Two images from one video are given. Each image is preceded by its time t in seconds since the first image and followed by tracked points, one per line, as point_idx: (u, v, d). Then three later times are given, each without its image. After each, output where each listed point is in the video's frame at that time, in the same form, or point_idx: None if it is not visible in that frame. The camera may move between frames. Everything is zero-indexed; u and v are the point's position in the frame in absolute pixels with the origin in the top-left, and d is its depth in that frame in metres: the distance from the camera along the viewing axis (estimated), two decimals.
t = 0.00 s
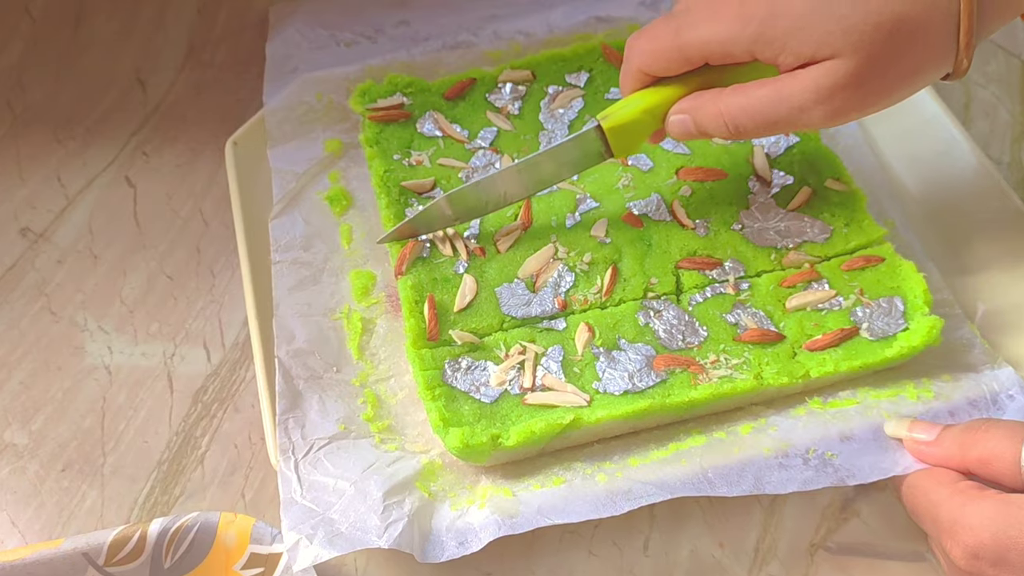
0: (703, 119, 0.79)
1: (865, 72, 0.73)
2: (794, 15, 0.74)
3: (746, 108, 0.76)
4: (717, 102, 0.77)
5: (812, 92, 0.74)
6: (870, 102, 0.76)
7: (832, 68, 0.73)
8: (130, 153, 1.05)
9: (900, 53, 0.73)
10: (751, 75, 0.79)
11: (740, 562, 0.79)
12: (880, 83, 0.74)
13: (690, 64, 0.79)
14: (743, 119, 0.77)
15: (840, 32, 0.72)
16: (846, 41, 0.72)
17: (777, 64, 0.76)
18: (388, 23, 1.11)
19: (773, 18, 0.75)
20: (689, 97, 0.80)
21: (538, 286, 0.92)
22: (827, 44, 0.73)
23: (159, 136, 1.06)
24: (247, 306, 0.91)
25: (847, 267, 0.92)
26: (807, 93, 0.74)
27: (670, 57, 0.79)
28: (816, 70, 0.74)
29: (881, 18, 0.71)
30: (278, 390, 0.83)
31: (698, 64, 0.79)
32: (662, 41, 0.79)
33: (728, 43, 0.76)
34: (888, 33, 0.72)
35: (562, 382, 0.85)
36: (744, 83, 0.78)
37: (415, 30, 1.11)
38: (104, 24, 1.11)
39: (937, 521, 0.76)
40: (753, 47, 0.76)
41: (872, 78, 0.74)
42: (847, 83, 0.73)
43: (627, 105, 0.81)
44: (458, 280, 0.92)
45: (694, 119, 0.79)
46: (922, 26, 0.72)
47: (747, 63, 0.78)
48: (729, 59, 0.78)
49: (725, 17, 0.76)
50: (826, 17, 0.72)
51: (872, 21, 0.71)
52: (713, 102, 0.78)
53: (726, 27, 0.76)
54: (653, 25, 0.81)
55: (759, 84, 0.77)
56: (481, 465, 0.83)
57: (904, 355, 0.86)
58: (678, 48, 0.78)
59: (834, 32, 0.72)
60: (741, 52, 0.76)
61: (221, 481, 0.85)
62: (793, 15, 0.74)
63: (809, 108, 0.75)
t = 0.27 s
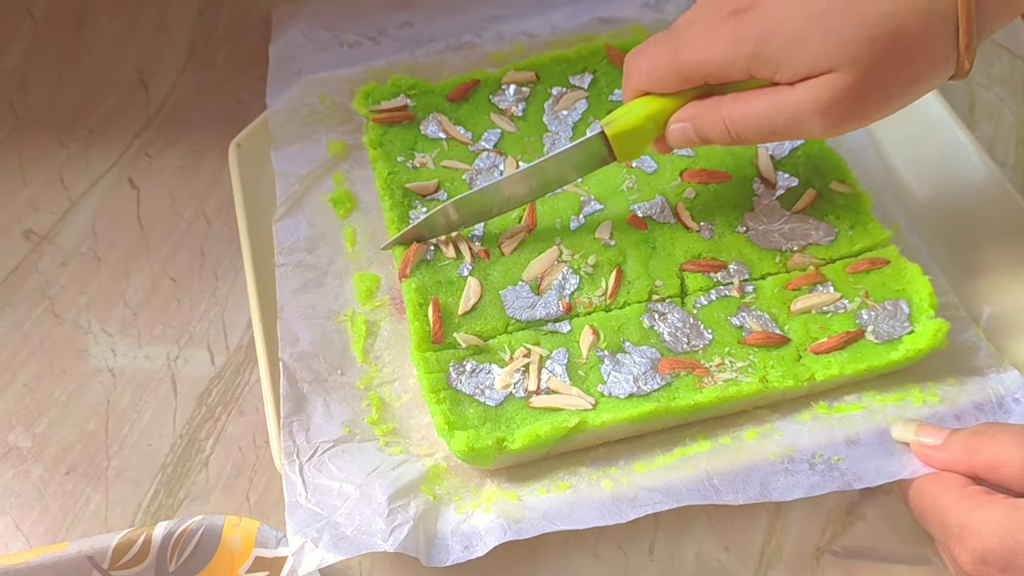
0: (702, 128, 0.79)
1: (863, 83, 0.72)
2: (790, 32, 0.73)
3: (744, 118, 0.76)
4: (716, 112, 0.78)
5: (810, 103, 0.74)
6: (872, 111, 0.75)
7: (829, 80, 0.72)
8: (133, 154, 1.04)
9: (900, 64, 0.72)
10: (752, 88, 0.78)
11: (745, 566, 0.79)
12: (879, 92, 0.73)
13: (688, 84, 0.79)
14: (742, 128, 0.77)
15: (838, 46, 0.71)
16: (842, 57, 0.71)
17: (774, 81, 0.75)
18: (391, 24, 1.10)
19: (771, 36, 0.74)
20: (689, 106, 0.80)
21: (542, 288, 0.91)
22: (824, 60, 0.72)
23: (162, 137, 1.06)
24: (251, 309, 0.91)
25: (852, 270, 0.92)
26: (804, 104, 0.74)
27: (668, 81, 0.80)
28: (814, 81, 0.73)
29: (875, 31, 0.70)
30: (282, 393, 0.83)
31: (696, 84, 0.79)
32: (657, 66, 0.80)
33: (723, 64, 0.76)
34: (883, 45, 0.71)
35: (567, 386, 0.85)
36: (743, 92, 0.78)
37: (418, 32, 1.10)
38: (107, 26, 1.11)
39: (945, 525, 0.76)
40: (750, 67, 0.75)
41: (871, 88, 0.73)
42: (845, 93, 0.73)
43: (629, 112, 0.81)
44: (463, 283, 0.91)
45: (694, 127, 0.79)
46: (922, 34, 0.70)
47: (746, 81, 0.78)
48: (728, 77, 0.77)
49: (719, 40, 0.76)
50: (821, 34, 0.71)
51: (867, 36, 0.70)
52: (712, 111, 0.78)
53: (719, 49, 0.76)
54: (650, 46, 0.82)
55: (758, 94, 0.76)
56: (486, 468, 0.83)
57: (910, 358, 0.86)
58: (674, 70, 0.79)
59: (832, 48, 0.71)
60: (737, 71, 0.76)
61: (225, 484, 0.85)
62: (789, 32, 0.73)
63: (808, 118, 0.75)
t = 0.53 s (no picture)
0: (709, 157, 0.85)
1: (858, 117, 0.76)
2: (786, 73, 0.78)
3: (747, 150, 0.82)
4: (720, 144, 0.83)
5: (808, 136, 0.79)
6: (871, 138, 0.79)
7: (826, 115, 0.77)
8: (139, 154, 1.04)
9: (895, 97, 0.75)
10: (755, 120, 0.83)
11: (753, 566, 0.79)
12: (877, 124, 0.77)
13: (690, 118, 0.84)
14: (745, 159, 0.82)
15: (827, 88, 0.76)
16: (836, 96, 0.75)
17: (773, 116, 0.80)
18: (396, 25, 1.10)
19: (769, 77, 0.78)
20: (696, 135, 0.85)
21: (549, 289, 0.91)
22: (818, 98, 0.77)
23: (168, 137, 1.05)
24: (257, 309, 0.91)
25: (859, 270, 0.92)
26: (803, 137, 0.79)
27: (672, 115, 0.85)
28: (812, 117, 0.78)
29: (870, 69, 0.74)
30: (289, 393, 0.83)
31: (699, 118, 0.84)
32: (661, 101, 0.85)
33: (724, 102, 0.81)
34: (878, 82, 0.74)
35: (574, 386, 0.85)
36: (747, 124, 0.83)
37: (423, 32, 1.10)
38: (112, 26, 1.11)
39: (956, 526, 0.75)
40: (749, 105, 0.81)
41: (868, 120, 0.77)
42: (842, 127, 0.77)
43: (641, 130, 0.85)
44: (469, 283, 0.91)
45: (700, 156, 0.85)
46: (915, 68, 0.74)
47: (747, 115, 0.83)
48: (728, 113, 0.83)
49: (718, 80, 0.81)
50: (815, 74, 0.76)
51: (860, 74, 0.74)
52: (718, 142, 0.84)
53: (719, 88, 0.81)
54: (656, 79, 0.87)
55: (761, 126, 0.82)
56: (493, 468, 0.83)
57: (918, 358, 0.85)
58: (678, 106, 0.84)
59: (821, 89, 0.76)
60: (738, 108, 0.81)
61: (232, 484, 0.84)
62: (785, 73, 0.78)
63: (808, 149, 0.80)
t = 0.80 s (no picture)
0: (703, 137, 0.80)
1: (857, 88, 0.70)
2: (778, 46, 0.71)
3: (742, 129, 0.77)
4: (715, 123, 0.78)
5: (804, 110, 0.73)
6: (872, 110, 0.73)
7: (822, 87, 0.71)
8: (143, 153, 1.04)
9: (894, 66, 0.69)
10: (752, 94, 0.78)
11: (759, 564, 0.79)
12: (877, 95, 0.72)
13: (684, 96, 0.80)
14: (740, 138, 0.77)
15: (822, 60, 0.69)
16: (832, 67, 0.69)
17: (768, 89, 0.75)
18: (401, 23, 1.10)
19: (762, 51, 0.72)
20: (690, 114, 0.81)
21: (554, 286, 0.91)
22: (813, 71, 0.71)
23: (172, 136, 1.05)
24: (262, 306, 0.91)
25: (864, 268, 0.92)
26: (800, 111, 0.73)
27: (665, 95, 0.81)
28: (807, 89, 0.72)
29: (867, 39, 0.68)
30: (295, 390, 0.83)
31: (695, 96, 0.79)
32: (654, 79, 0.80)
33: (717, 76, 0.76)
34: (876, 50, 0.68)
35: (580, 383, 0.85)
36: (743, 99, 0.77)
37: (428, 30, 1.10)
38: (116, 24, 1.11)
39: (962, 525, 0.75)
40: (743, 78, 0.75)
41: (867, 91, 0.71)
42: (840, 99, 0.72)
43: (635, 116, 0.83)
44: (474, 281, 0.91)
45: (696, 135, 0.81)
46: (915, 34, 0.68)
47: (743, 89, 0.78)
48: (722, 87, 0.77)
49: (710, 53, 0.75)
50: (809, 47, 0.70)
51: (857, 44, 0.68)
52: (713, 120, 0.79)
53: (711, 63, 0.75)
54: (650, 57, 0.82)
55: (757, 101, 0.76)
56: (499, 466, 0.83)
57: (923, 356, 0.86)
58: (671, 83, 0.79)
59: (816, 61, 0.70)
60: (732, 82, 0.76)
61: (237, 482, 0.84)
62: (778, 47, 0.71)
63: (805, 124, 0.74)
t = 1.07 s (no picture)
0: (710, 147, 0.81)
1: (859, 99, 0.71)
2: (778, 61, 0.72)
3: (747, 140, 0.77)
4: (721, 134, 0.79)
5: (808, 122, 0.74)
6: (877, 118, 0.73)
7: (824, 99, 0.71)
8: (147, 153, 1.04)
9: (895, 75, 0.69)
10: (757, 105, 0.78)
11: (764, 564, 0.79)
12: (881, 104, 0.71)
13: (690, 106, 0.81)
14: (746, 150, 0.78)
15: (823, 72, 0.70)
16: (833, 79, 0.70)
17: (772, 101, 0.75)
18: (404, 23, 1.10)
19: (763, 65, 0.73)
20: (697, 124, 0.82)
21: (558, 287, 0.91)
22: (814, 85, 0.71)
23: (176, 136, 1.05)
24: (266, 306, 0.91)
25: (869, 268, 0.92)
26: (804, 122, 0.73)
27: (670, 104, 0.81)
28: (810, 100, 0.73)
29: (866, 52, 0.68)
30: (299, 391, 0.83)
31: (701, 105, 0.80)
32: (659, 90, 0.81)
33: (721, 87, 0.77)
34: (876, 62, 0.68)
35: (584, 384, 0.85)
36: (748, 110, 0.78)
37: (431, 30, 1.10)
38: (120, 24, 1.11)
39: (967, 525, 0.75)
40: (747, 90, 0.76)
41: (870, 102, 0.71)
42: (843, 110, 0.72)
43: (644, 121, 0.83)
44: (479, 282, 0.91)
45: (702, 144, 0.82)
46: (916, 43, 0.67)
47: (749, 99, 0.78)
48: (727, 98, 0.78)
49: (712, 67, 0.76)
50: (809, 61, 0.70)
51: (857, 57, 0.68)
52: (719, 131, 0.80)
53: (714, 76, 0.76)
54: (656, 68, 0.82)
55: (762, 111, 0.77)
56: (504, 466, 0.83)
57: (928, 357, 0.85)
58: (676, 95, 0.80)
59: (817, 74, 0.70)
60: (736, 93, 0.76)
61: (242, 482, 0.84)
62: (779, 61, 0.72)
63: (810, 134, 0.75)
